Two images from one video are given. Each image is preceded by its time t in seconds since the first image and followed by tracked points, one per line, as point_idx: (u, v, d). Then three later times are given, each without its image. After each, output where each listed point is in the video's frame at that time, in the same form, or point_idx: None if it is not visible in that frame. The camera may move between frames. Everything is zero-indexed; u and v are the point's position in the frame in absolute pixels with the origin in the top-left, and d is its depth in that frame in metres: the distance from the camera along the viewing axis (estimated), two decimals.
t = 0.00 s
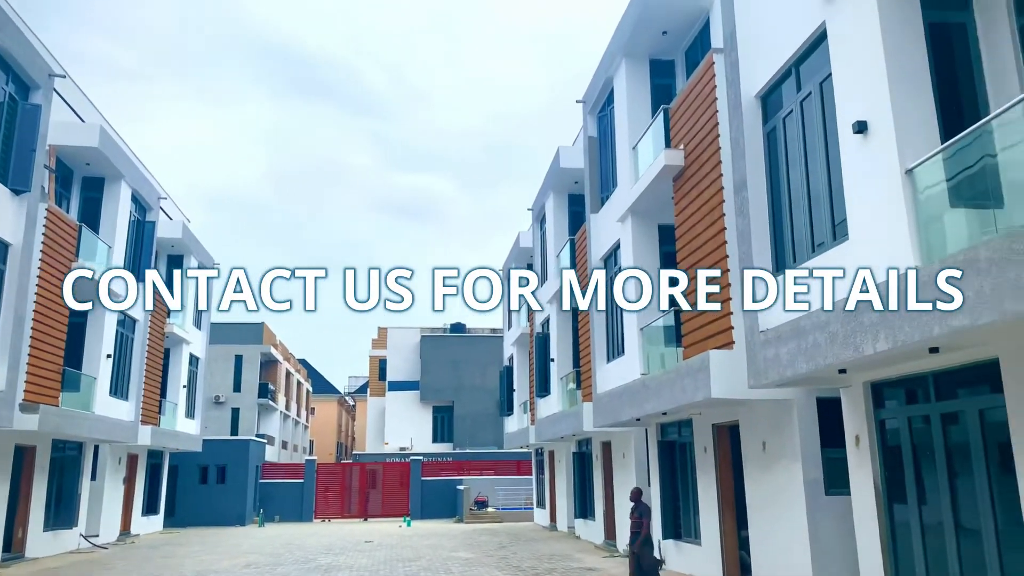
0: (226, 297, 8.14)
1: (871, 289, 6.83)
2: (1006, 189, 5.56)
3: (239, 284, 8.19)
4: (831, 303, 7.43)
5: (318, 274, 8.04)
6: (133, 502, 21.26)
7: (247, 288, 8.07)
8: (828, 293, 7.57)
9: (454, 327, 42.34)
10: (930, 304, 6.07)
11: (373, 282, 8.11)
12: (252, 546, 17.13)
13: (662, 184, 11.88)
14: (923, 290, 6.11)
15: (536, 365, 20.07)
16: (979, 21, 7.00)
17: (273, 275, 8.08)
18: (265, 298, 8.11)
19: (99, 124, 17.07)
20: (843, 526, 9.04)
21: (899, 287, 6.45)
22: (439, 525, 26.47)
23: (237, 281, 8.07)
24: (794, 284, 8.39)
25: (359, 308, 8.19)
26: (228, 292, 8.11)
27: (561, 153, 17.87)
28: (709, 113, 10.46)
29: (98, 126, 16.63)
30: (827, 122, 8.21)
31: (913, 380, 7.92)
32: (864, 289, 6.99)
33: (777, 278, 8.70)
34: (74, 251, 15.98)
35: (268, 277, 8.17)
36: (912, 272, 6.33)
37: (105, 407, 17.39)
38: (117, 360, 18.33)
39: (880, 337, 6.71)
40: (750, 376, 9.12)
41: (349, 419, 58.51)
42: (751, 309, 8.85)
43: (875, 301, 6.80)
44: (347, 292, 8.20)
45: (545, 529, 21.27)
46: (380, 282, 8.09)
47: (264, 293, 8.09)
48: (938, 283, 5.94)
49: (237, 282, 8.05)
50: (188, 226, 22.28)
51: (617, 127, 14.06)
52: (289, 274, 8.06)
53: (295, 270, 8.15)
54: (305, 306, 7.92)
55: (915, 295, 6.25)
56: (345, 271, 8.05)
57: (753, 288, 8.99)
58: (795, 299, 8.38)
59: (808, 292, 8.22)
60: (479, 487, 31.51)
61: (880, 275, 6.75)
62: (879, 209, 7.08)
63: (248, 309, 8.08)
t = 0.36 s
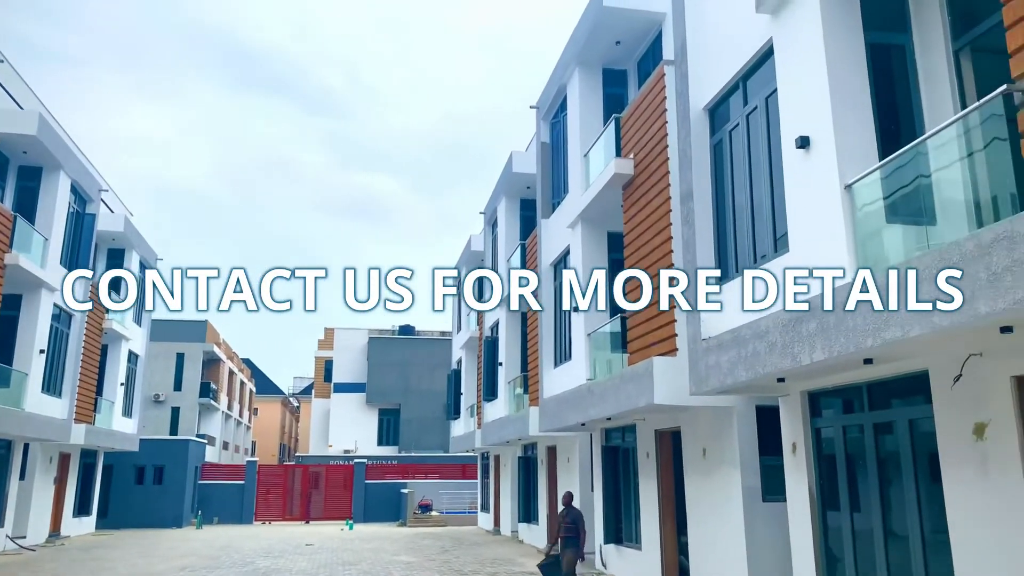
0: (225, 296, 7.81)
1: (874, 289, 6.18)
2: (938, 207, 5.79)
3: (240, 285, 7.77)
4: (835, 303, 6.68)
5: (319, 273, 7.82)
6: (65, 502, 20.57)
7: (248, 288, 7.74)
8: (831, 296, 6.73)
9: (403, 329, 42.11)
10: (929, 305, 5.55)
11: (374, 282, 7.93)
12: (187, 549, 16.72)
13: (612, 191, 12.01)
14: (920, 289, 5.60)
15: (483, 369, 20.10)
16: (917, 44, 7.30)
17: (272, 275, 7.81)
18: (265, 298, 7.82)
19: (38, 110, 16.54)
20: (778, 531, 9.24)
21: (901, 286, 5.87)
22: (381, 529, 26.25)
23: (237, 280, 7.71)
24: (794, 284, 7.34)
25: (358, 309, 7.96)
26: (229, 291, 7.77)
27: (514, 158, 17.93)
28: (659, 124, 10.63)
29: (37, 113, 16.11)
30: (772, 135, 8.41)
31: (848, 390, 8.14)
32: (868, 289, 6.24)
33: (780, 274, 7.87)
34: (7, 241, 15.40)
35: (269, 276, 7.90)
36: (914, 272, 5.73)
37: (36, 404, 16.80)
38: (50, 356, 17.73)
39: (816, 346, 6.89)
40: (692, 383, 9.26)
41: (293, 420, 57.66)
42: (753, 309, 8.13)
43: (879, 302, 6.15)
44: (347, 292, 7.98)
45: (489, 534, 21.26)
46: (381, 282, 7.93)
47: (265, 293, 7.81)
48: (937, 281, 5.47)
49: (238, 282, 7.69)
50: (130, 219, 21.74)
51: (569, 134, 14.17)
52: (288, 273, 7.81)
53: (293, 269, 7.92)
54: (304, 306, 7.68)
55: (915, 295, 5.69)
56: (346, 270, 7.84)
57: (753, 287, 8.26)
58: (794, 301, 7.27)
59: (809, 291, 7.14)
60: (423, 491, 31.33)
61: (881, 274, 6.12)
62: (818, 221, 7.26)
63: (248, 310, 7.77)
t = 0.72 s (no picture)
0: (225, 296, 7.30)
1: (873, 288, 5.70)
2: (885, 221, 5.94)
3: (240, 285, 7.27)
4: (836, 304, 6.15)
5: (319, 273, 7.38)
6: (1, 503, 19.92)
7: (248, 289, 7.26)
8: (830, 294, 6.19)
9: (358, 330, 41.76)
10: (928, 305, 5.20)
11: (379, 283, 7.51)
12: (129, 552, 16.32)
13: (570, 197, 12.09)
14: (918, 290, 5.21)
15: (438, 371, 20.05)
16: (868, 59, 7.50)
17: (271, 275, 7.34)
18: (265, 298, 7.31)
19: None
20: (725, 535, 9.38)
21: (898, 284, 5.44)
22: (331, 532, 25.95)
23: (238, 280, 7.22)
24: (793, 284, 6.68)
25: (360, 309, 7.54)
26: (227, 291, 7.27)
27: (474, 160, 17.90)
28: (617, 132, 10.74)
29: None
30: (725, 145, 8.55)
31: (796, 398, 8.30)
32: (867, 289, 5.76)
33: (780, 274, 7.05)
34: None
35: (268, 275, 7.41)
36: (913, 271, 5.30)
37: None
38: None
39: (764, 354, 7.01)
40: (644, 388, 9.35)
41: (243, 420, 56.76)
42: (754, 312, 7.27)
43: (879, 302, 5.68)
44: (347, 292, 7.58)
45: (440, 537, 21.17)
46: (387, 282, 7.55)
47: (265, 293, 7.30)
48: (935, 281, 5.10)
49: (239, 282, 7.20)
50: (77, 213, 21.23)
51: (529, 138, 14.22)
52: (289, 272, 7.34)
53: (294, 269, 7.44)
54: (306, 306, 7.18)
55: (914, 294, 5.30)
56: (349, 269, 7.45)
57: (753, 287, 7.38)
58: (793, 301, 6.63)
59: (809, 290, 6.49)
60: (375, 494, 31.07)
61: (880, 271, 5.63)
62: (770, 229, 7.37)
63: (248, 311, 7.29)
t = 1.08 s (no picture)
0: (224, 296, 7.15)
1: (873, 288, 5.29)
2: (828, 233, 6.09)
3: (242, 286, 7.14)
4: (833, 304, 5.71)
5: (320, 273, 7.27)
6: None
7: (248, 289, 7.14)
8: (830, 294, 5.70)
9: (308, 331, 41.26)
10: (928, 306, 4.85)
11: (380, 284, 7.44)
12: (64, 556, 15.81)
13: (523, 202, 12.14)
14: (920, 290, 4.85)
15: (388, 374, 19.92)
16: (815, 76, 7.71)
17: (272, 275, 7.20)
18: (265, 298, 7.17)
19: None
20: (669, 540, 9.49)
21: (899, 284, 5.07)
22: (275, 536, 25.55)
23: (238, 281, 7.09)
24: (792, 283, 6.16)
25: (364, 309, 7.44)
26: (227, 291, 7.14)
27: (428, 163, 17.85)
28: (570, 138, 10.82)
29: None
30: (676, 154, 8.68)
31: (740, 405, 8.46)
32: (868, 288, 5.34)
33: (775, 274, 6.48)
34: None
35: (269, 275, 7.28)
36: (911, 268, 4.96)
37: None
38: None
39: (710, 360, 7.12)
40: (592, 394, 9.41)
41: (187, 422, 55.62)
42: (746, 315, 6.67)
43: (879, 302, 5.28)
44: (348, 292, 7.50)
45: (387, 541, 21.02)
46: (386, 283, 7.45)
47: (265, 294, 7.19)
48: (936, 280, 4.74)
49: (239, 283, 7.08)
50: (16, 206, 20.59)
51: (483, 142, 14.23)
52: (289, 273, 7.21)
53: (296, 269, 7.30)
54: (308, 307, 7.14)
55: (915, 294, 4.94)
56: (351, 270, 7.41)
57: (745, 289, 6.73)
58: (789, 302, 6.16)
59: (809, 289, 5.97)
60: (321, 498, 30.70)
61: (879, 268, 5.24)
62: (718, 239, 7.49)
63: (248, 311, 7.16)
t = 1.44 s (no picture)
0: (224, 295, 8.76)
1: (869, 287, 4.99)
2: (779, 243, 6.21)
3: (239, 286, 8.67)
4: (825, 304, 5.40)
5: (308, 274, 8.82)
6: None
7: (245, 289, 8.70)
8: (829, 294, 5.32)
9: (261, 333, 40.66)
10: (928, 307, 4.59)
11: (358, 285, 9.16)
12: None
13: (481, 207, 12.13)
14: (918, 290, 4.59)
15: (342, 377, 19.73)
16: (768, 89, 7.91)
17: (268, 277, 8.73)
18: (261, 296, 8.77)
19: None
20: (621, 545, 9.54)
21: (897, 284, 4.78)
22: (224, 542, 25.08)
23: (237, 282, 8.62)
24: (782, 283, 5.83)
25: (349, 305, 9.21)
26: (226, 291, 8.73)
27: (386, 166, 17.75)
28: (529, 144, 10.87)
29: None
30: (632, 162, 8.77)
31: (691, 411, 8.57)
32: (867, 288, 4.98)
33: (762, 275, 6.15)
34: None
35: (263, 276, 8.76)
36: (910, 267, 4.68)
37: None
38: None
39: (662, 366, 7.19)
40: (547, 399, 9.44)
41: (134, 425, 54.33)
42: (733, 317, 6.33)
43: (874, 302, 4.99)
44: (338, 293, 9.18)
45: (338, 547, 20.79)
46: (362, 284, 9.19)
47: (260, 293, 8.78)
48: (936, 280, 4.49)
49: (237, 283, 8.61)
50: None
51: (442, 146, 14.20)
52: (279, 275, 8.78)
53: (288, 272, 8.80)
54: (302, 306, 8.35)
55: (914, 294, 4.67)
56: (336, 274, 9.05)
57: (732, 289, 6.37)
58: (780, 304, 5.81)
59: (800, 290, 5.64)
60: (271, 503, 30.35)
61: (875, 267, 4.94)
62: (672, 247, 7.57)
63: (244, 307, 8.76)
